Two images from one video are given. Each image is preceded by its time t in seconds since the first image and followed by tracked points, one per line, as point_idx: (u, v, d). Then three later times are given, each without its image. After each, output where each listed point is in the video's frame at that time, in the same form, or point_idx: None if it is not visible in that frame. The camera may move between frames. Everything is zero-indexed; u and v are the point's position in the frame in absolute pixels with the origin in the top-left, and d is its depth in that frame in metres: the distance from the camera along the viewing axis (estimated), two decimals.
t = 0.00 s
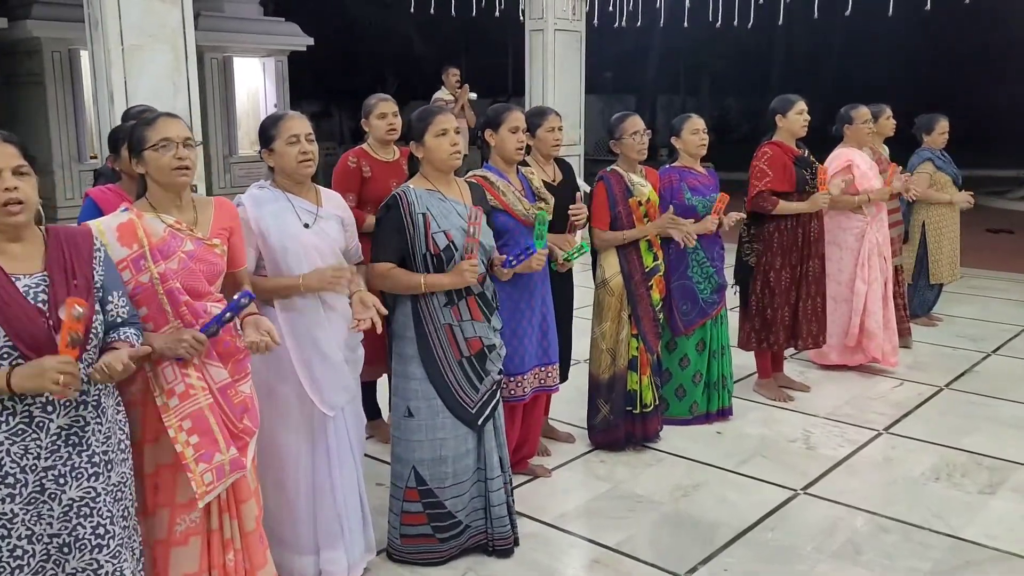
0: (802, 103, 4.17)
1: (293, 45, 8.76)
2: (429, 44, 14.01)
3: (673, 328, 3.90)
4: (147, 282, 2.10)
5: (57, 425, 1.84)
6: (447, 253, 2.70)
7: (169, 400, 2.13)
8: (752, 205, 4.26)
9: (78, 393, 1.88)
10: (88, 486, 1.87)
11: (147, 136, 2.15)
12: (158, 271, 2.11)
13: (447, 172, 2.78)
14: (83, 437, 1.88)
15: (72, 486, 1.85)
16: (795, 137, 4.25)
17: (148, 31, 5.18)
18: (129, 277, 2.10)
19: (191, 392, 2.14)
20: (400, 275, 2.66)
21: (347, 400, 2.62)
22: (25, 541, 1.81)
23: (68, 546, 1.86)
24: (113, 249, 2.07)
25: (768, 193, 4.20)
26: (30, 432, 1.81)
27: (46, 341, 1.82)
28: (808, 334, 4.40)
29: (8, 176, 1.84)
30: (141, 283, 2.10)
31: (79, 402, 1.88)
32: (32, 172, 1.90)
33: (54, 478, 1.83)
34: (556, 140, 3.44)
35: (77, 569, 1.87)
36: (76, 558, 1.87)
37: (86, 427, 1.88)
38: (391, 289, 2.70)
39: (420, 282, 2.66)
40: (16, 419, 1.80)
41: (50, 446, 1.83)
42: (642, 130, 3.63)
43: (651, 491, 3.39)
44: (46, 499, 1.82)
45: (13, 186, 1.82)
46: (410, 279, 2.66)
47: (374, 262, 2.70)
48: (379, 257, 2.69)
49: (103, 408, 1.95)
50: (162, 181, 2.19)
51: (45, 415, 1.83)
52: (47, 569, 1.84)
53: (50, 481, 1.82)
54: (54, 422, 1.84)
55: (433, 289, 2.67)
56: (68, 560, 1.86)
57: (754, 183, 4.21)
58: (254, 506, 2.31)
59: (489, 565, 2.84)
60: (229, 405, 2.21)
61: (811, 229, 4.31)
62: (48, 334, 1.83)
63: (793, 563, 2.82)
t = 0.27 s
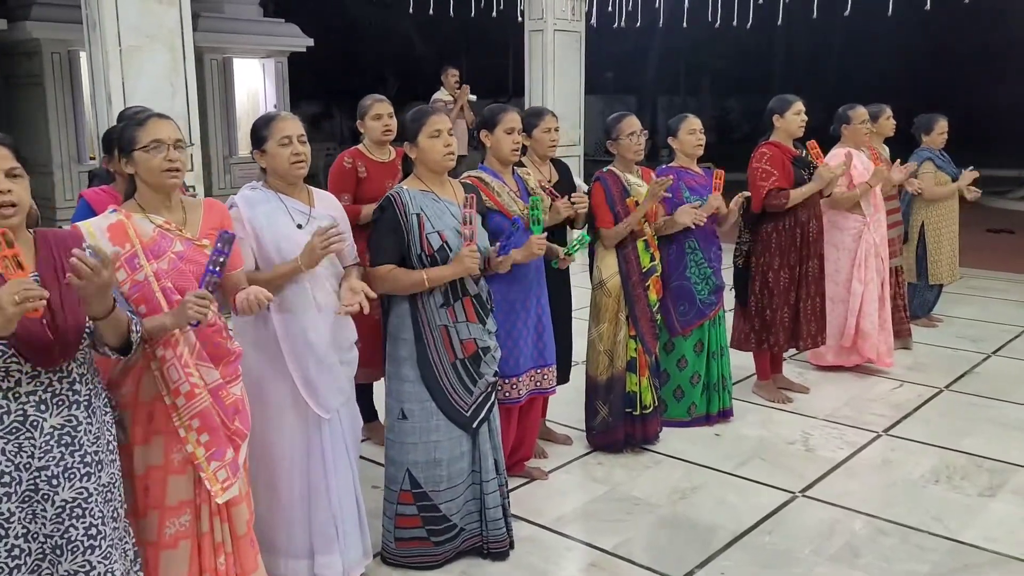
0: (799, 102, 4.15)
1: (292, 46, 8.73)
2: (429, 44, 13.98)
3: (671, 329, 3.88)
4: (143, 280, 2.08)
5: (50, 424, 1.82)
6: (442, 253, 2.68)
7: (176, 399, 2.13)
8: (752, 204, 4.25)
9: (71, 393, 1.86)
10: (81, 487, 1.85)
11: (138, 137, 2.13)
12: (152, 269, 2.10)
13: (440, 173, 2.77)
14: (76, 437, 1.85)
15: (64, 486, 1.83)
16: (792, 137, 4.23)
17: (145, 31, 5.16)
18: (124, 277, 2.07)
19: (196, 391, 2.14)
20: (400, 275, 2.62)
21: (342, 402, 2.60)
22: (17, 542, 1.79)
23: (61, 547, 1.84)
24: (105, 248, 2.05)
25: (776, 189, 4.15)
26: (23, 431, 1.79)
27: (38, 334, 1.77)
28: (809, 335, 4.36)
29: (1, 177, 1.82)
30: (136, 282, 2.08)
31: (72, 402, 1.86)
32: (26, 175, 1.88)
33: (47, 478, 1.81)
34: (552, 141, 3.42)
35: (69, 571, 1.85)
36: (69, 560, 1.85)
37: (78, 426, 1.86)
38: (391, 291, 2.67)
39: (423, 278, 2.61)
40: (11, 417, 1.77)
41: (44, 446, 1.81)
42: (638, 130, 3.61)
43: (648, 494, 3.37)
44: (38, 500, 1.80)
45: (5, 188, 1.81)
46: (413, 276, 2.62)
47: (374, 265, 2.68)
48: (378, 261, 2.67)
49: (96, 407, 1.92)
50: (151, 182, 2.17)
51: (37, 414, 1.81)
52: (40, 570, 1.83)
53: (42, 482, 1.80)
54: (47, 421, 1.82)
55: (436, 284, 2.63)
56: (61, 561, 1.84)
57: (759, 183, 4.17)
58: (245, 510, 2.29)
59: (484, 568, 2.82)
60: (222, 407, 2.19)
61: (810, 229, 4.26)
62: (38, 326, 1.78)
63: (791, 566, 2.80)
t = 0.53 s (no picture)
0: (797, 103, 4.13)
1: (291, 46, 8.71)
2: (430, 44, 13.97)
3: (668, 331, 3.86)
4: (125, 285, 2.05)
5: (34, 429, 1.81)
6: (435, 255, 2.65)
7: (145, 407, 2.10)
8: (749, 205, 4.22)
9: (56, 398, 1.85)
10: (65, 492, 1.83)
11: (125, 137, 2.12)
12: (137, 274, 2.07)
13: (434, 173, 2.75)
14: (61, 442, 1.83)
15: (48, 493, 1.81)
16: (789, 138, 4.21)
17: (141, 31, 5.15)
18: (106, 280, 2.04)
19: (167, 400, 2.09)
20: (392, 278, 2.62)
21: (334, 404, 2.58)
22: None
23: (44, 554, 1.81)
24: (91, 252, 2.02)
25: (767, 193, 4.15)
26: (6, 436, 1.77)
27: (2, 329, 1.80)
28: (806, 337, 4.34)
29: None
30: (119, 286, 2.04)
31: (57, 407, 1.85)
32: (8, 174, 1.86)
33: (30, 484, 1.78)
34: (548, 141, 3.40)
35: None
36: (52, 566, 1.83)
37: (63, 432, 1.84)
38: (383, 293, 2.66)
39: (412, 283, 2.60)
40: None
41: (27, 451, 1.79)
42: (634, 130, 3.60)
43: (644, 496, 3.35)
44: (21, 506, 1.78)
45: None
46: (403, 280, 2.61)
47: (366, 266, 2.67)
48: (370, 262, 2.66)
49: (82, 412, 1.91)
50: (140, 183, 2.16)
51: (21, 420, 1.79)
52: None
53: (26, 488, 1.78)
54: (30, 426, 1.80)
55: (426, 289, 2.61)
56: (44, 568, 1.82)
57: (751, 185, 4.16)
58: (235, 513, 2.27)
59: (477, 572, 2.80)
60: (209, 411, 2.17)
61: (807, 229, 4.25)
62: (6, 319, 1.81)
63: (787, 570, 2.78)
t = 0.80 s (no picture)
0: (794, 102, 4.11)
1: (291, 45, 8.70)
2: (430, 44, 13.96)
3: (664, 331, 3.84)
4: (109, 286, 2.04)
5: (14, 432, 1.79)
6: (426, 256, 2.63)
7: (121, 407, 2.09)
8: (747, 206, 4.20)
9: (37, 400, 1.83)
10: (46, 496, 1.82)
11: (109, 137, 2.10)
12: (120, 274, 2.06)
13: (426, 173, 2.73)
14: (41, 445, 1.82)
15: (28, 496, 1.79)
16: (787, 137, 4.19)
17: (138, 31, 5.14)
18: (90, 280, 2.03)
19: (144, 402, 2.09)
20: (379, 279, 2.63)
21: (323, 407, 2.55)
22: None
23: (24, 558, 1.80)
24: (74, 252, 2.01)
25: (765, 193, 4.13)
26: None
27: None
28: (802, 337, 4.32)
29: None
30: (102, 287, 2.03)
31: (38, 409, 1.83)
32: None
33: (9, 487, 1.77)
34: (541, 141, 3.38)
35: None
36: (33, 570, 1.81)
37: (44, 434, 1.83)
38: (370, 293, 2.67)
39: (401, 284, 2.61)
40: None
41: (6, 454, 1.78)
42: (630, 130, 3.57)
43: (638, 497, 3.33)
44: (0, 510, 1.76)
45: None
46: (391, 281, 2.62)
47: (352, 264, 2.67)
48: (357, 260, 2.66)
49: (65, 414, 1.89)
50: (123, 184, 2.14)
51: None
52: None
53: (5, 491, 1.77)
54: (10, 428, 1.79)
55: (414, 292, 2.62)
56: (25, 572, 1.80)
57: (750, 184, 4.15)
58: (219, 515, 2.26)
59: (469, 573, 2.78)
60: (192, 414, 2.17)
61: (804, 229, 4.23)
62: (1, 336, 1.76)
63: (780, 571, 2.76)
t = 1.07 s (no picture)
0: (791, 103, 4.10)
1: (291, 47, 8.69)
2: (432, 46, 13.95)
3: (660, 331, 3.83)
4: (98, 285, 2.02)
5: (4, 429, 1.79)
6: (417, 254, 2.62)
7: (113, 409, 2.08)
8: (749, 205, 4.16)
9: (27, 397, 1.83)
10: (37, 493, 1.81)
11: (97, 137, 2.09)
12: (110, 273, 2.04)
13: (417, 173, 2.72)
14: (31, 442, 1.81)
15: (19, 493, 1.78)
16: (783, 138, 4.18)
17: (136, 32, 5.14)
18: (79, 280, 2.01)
19: (134, 403, 2.08)
20: (379, 277, 2.59)
21: (316, 406, 2.55)
22: None
23: (15, 555, 1.78)
24: (64, 252, 1.99)
25: (768, 191, 4.10)
26: None
27: None
28: (800, 338, 4.30)
29: None
30: (91, 286, 2.02)
31: (27, 406, 1.82)
32: None
33: None
34: (536, 142, 3.37)
35: None
36: (22, 568, 1.79)
37: (34, 431, 1.82)
38: (370, 294, 2.63)
39: (402, 280, 2.58)
40: None
41: None
42: (625, 130, 3.55)
43: (634, 500, 3.31)
44: None
45: None
46: (392, 278, 2.58)
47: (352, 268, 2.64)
48: (356, 263, 2.63)
49: (54, 412, 1.89)
50: (112, 184, 2.14)
51: None
52: None
53: None
54: None
55: (415, 287, 2.60)
56: (15, 570, 1.79)
57: (751, 183, 4.12)
58: (212, 515, 2.25)
59: None
60: (183, 413, 2.15)
61: (802, 230, 4.22)
62: None
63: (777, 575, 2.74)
